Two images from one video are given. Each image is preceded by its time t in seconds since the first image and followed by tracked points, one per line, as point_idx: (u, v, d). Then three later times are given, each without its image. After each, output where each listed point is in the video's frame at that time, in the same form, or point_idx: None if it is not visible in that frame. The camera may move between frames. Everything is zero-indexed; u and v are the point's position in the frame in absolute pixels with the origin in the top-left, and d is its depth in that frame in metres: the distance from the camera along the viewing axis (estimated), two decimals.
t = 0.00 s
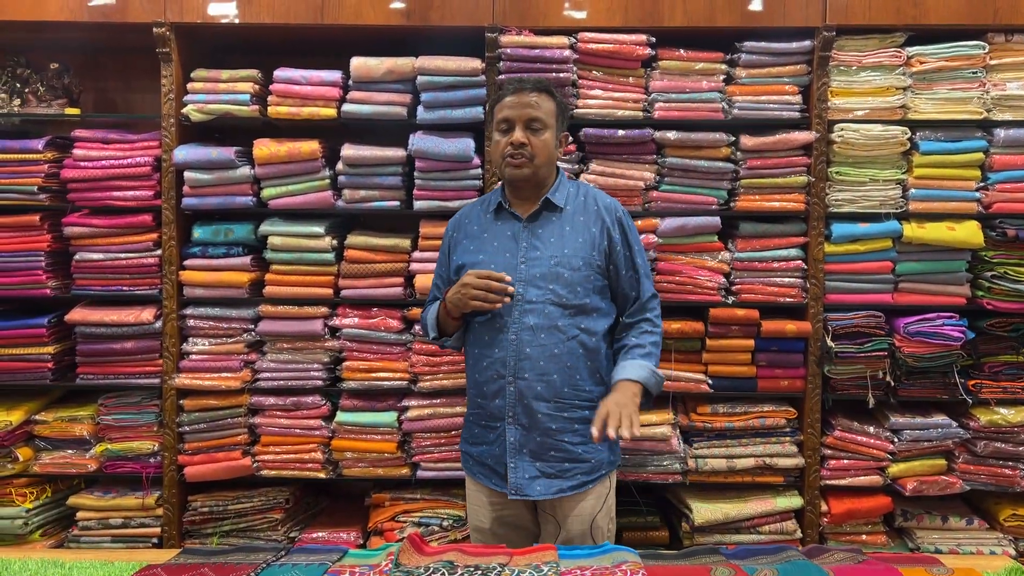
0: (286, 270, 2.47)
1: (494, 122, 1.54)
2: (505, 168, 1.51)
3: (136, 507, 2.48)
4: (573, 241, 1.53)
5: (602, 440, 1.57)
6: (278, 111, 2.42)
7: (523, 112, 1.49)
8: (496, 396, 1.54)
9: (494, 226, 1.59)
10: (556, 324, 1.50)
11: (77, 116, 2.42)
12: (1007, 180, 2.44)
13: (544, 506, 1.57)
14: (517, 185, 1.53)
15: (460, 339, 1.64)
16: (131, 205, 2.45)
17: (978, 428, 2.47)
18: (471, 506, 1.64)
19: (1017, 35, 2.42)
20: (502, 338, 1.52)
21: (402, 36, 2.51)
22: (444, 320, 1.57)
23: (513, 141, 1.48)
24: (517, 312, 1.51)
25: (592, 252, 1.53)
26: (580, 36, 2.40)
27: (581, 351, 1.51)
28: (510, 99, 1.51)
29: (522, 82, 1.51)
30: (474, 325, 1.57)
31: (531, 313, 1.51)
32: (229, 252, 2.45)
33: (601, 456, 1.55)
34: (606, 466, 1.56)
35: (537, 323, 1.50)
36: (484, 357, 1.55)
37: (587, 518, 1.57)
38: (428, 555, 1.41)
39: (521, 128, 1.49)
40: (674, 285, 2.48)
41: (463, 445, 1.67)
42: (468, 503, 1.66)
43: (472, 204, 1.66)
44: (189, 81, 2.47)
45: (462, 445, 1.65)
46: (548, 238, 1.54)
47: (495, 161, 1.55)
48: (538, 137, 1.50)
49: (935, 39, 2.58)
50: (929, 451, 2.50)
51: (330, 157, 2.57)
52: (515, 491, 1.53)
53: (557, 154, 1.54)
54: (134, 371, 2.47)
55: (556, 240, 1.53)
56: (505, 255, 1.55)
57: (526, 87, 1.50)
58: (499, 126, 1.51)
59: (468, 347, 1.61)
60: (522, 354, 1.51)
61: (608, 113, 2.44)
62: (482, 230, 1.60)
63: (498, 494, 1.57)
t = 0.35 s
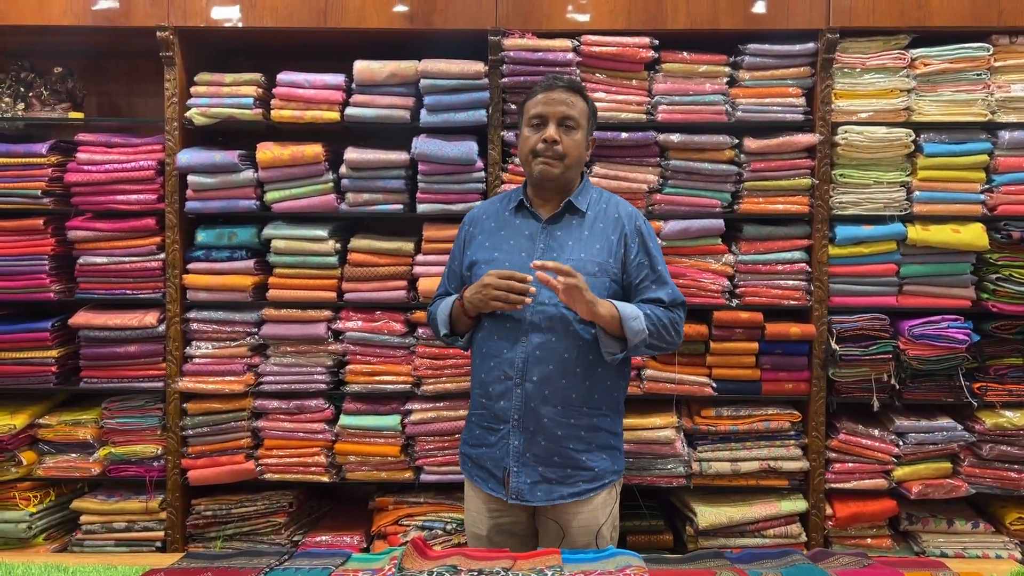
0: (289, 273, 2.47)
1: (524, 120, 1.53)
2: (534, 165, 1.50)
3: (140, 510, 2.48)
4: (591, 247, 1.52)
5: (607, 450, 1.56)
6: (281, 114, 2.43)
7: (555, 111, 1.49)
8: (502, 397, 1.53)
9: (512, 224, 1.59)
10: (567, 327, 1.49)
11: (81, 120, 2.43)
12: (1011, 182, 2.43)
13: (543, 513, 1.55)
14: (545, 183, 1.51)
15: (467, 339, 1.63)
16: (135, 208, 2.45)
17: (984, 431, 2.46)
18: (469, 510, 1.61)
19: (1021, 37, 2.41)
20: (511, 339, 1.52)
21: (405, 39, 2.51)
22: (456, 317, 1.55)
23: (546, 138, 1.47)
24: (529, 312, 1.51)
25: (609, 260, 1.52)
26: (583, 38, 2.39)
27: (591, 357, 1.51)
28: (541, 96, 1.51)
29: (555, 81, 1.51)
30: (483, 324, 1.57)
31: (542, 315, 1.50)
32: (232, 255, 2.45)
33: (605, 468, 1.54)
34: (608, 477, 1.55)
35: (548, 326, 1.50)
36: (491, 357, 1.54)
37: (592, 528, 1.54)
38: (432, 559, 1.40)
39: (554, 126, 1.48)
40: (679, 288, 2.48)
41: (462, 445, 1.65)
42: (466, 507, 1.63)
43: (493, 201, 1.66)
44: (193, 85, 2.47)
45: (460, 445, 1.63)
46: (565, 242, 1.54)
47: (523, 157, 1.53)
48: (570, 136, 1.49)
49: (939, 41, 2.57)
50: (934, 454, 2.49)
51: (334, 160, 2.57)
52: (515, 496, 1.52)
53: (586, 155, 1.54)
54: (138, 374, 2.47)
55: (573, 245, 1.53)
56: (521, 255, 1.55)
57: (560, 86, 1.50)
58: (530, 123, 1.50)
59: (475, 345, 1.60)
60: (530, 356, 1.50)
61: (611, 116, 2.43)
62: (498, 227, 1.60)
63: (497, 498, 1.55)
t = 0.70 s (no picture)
0: (290, 276, 2.47)
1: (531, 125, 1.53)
2: (540, 170, 1.49)
3: (141, 514, 2.48)
4: (607, 255, 1.52)
5: (613, 458, 1.55)
6: (283, 118, 2.43)
7: (560, 113, 1.48)
8: (512, 403, 1.50)
9: (524, 226, 1.57)
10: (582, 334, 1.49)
11: (83, 124, 2.43)
12: (1013, 185, 2.43)
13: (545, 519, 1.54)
14: (552, 188, 1.51)
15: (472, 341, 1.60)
16: (137, 212, 2.45)
17: (987, 434, 2.45)
18: (460, 515, 1.57)
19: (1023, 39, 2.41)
20: (525, 344, 1.50)
21: (406, 43, 2.51)
22: (464, 319, 1.54)
23: (550, 142, 1.47)
24: (543, 317, 1.50)
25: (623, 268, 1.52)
26: (583, 41, 2.39)
27: (605, 364, 1.51)
28: (546, 100, 1.51)
29: (560, 83, 1.51)
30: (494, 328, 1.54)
31: (558, 321, 1.49)
32: (233, 258, 2.45)
33: (611, 477, 1.54)
34: (614, 485, 1.55)
35: (563, 332, 1.49)
36: (502, 362, 1.52)
37: (598, 534, 1.54)
38: (433, 563, 1.40)
39: (558, 130, 1.48)
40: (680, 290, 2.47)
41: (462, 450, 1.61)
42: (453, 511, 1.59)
43: (502, 201, 1.64)
44: (194, 88, 2.48)
45: (461, 450, 1.59)
46: (580, 248, 1.53)
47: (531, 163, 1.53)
48: (576, 138, 1.48)
49: (941, 43, 2.57)
50: (937, 457, 2.48)
51: (336, 163, 2.57)
52: (524, 504, 1.49)
53: (595, 157, 1.52)
54: (139, 378, 2.47)
55: (589, 251, 1.52)
56: (534, 259, 1.53)
57: (565, 88, 1.49)
58: (536, 127, 1.50)
59: (483, 348, 1.57)
60: (545, 363, 1.49)
61: (612, 119, 2.43)
62: (510, 228, 1.58)
63: (501, 505, 1.53)
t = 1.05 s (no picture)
0: (293, 280, 2.47)
1: (516, 131, 1.51)
2: (528, 176, 1.47)
3: (144, 517, 2.48)
4: (596, 256, 1.50)
5: (606, 460, 1.55)
6: (285, 122, 2.43)
7: (545, 118, 1.47)
8: (509, 407, 1.47)
9: (512, 228, 1.54)
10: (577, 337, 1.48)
11: (86, 127, 2.44)
12: (1016, 187, 2.43)
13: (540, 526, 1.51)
14: (539, 194, 1.49)
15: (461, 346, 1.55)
16: (139, 215, 2.46)
17: (990, 438, 2.45)
18: (453, 527, 1.54)
19: None
20: (522, 347, 1.47)
21: (409, 46, 2.51)
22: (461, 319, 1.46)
23: (537, 148, 1.45)
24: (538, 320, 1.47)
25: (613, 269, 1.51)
26: (586, 45, 2.40)
27: (599, 366, 1.50)
28: (531, 105, 1.48)
29: (543, 88, 1.49)
30: (487, 332, 1.50)
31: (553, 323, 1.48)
32: (236, 262, 2.45)
33: (606, 479, 1.53)
34: (609, 488, 1.54)
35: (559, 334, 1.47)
36: (498, 366, 1.48)
37: (594, 540, 1.53)
38: (435, 567, 1.40)
39: (544, 135, 1.46)
40: (682, 293, 2.47)
41: (452, 459, 1.55)
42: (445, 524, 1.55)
43: (486, 203, 1.59)
44: (197, 92, 2.48)
45: (453, 459, 1.55)
46: (571, 249, 1.51)
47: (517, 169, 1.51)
48: (562, 143, 1.47)
49: (943, 46, 2.56)
50: (940, 460, 2.48)
51: (338, 166, 2.57)
52: (526, 510, 1.47)
53: (581, 160, 1.51)
54: (142, 381, 2.47)
55: (580, 252, 1.50)
56: (526, 261, 1.50)
57: (547, 93, 1.48)
58: (521, 134, 1.49)
59: (474, 353, 1.52)
60: (542, 365, 1.47)
61: (615, 122, 2.44)
62: (498, 231, 1.54)
63: (500, 513, 1.50)
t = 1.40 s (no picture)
0: (297, 282, 2.48)
1: (494, 135, 1.48)
2: (509, 183, 1.46)
3: (148, 519, 2.48)
4: (580, 257, 1.50)
5: (591, 461, 1.54)
6: (289, 124, 2.44)
7: (523, 124, 1.44)
8: (494, 409, 1.47)
9: (496, 231, 1.54)
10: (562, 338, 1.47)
11: (90, 130, 2.44)
12: (1019, 189, 2.43)
13: (527, 527, 1.51)
14: (520, 200, 1.48)
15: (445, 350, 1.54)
16: (143, 218, 2.46)
17: (993, 440, 2.45)
18: (441, 531, 1.54)
19: None
20: (507, 349, 1.47)
21: (412, 49, 2.52)
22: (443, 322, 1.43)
23: (516, 156, 1.43)
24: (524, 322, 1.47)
25: (597, 269, 1.51)
26: (589, 47, 2.40)
27: (584, 366, 1.50)
28: (508, 110, 1.45)
29: (519, 91, 1.46)
30: (472, 334, 1.49)
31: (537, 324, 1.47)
32: (240, 264, 2.46)
33: (591, 480, 1.53)
34: (594, 490, 1.53)
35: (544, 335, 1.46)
36: (483, 368, 1.48)
37: (582, 542, 1.53)
38: (439, 569, 1.40)
39: (522, 142, 1.44)
40: (685, 296, 2.48)
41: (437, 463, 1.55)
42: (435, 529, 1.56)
43: (468, 206, 1.60)
44: (201, 94, 2.49)
45: (438, 462, 1.54)
46: (554, 251, 1.51)
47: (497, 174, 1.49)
48: (540, 148, 1.45)
49: (946, 48, 2.56)
50: (944, 463, 2.47)
51: (341, 169, 2.58)
52: (511, 513, 1.46)
53: (560, 163, 1.49)
54: (146, 384, 2.48)
55: (563, 253, 1.50)
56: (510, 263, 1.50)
57: (524, 98, 1.44)
58: (500, 139, 1.46)
59: (459, 356, 1.52)
60: (527, 367, 1.46)
61: (618, 125, 2.44)
62: (481, 233, 1.54)
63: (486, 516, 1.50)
